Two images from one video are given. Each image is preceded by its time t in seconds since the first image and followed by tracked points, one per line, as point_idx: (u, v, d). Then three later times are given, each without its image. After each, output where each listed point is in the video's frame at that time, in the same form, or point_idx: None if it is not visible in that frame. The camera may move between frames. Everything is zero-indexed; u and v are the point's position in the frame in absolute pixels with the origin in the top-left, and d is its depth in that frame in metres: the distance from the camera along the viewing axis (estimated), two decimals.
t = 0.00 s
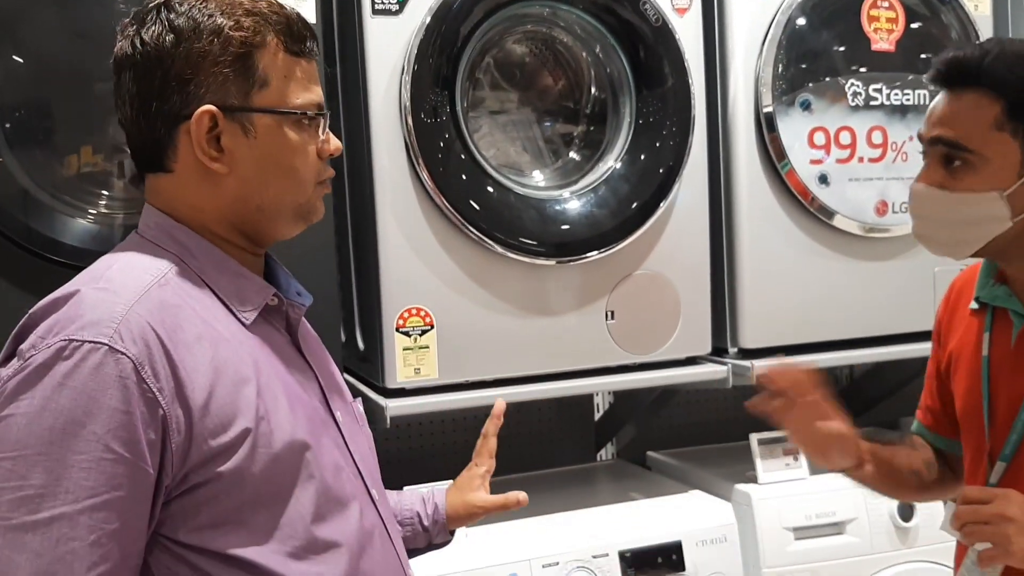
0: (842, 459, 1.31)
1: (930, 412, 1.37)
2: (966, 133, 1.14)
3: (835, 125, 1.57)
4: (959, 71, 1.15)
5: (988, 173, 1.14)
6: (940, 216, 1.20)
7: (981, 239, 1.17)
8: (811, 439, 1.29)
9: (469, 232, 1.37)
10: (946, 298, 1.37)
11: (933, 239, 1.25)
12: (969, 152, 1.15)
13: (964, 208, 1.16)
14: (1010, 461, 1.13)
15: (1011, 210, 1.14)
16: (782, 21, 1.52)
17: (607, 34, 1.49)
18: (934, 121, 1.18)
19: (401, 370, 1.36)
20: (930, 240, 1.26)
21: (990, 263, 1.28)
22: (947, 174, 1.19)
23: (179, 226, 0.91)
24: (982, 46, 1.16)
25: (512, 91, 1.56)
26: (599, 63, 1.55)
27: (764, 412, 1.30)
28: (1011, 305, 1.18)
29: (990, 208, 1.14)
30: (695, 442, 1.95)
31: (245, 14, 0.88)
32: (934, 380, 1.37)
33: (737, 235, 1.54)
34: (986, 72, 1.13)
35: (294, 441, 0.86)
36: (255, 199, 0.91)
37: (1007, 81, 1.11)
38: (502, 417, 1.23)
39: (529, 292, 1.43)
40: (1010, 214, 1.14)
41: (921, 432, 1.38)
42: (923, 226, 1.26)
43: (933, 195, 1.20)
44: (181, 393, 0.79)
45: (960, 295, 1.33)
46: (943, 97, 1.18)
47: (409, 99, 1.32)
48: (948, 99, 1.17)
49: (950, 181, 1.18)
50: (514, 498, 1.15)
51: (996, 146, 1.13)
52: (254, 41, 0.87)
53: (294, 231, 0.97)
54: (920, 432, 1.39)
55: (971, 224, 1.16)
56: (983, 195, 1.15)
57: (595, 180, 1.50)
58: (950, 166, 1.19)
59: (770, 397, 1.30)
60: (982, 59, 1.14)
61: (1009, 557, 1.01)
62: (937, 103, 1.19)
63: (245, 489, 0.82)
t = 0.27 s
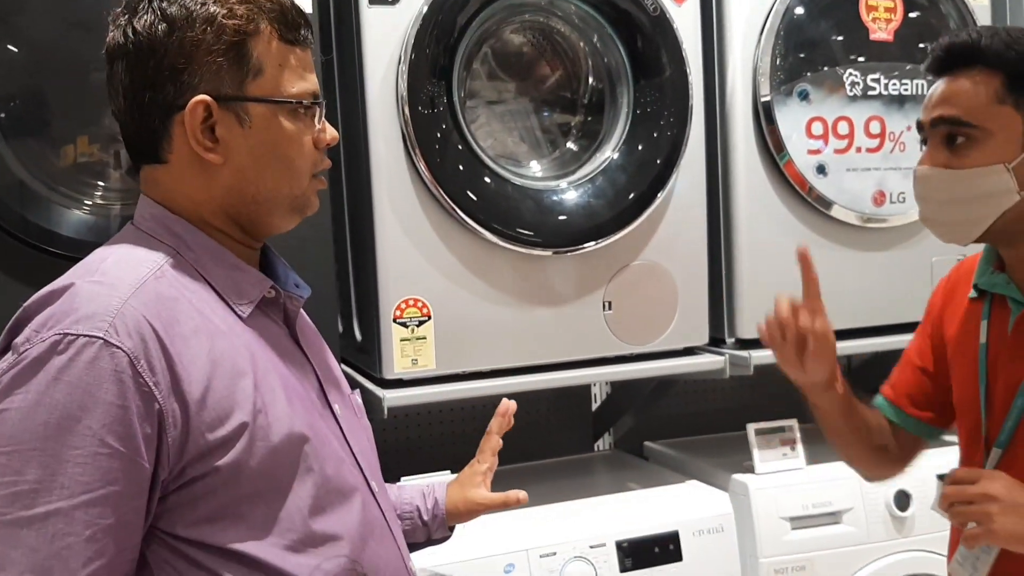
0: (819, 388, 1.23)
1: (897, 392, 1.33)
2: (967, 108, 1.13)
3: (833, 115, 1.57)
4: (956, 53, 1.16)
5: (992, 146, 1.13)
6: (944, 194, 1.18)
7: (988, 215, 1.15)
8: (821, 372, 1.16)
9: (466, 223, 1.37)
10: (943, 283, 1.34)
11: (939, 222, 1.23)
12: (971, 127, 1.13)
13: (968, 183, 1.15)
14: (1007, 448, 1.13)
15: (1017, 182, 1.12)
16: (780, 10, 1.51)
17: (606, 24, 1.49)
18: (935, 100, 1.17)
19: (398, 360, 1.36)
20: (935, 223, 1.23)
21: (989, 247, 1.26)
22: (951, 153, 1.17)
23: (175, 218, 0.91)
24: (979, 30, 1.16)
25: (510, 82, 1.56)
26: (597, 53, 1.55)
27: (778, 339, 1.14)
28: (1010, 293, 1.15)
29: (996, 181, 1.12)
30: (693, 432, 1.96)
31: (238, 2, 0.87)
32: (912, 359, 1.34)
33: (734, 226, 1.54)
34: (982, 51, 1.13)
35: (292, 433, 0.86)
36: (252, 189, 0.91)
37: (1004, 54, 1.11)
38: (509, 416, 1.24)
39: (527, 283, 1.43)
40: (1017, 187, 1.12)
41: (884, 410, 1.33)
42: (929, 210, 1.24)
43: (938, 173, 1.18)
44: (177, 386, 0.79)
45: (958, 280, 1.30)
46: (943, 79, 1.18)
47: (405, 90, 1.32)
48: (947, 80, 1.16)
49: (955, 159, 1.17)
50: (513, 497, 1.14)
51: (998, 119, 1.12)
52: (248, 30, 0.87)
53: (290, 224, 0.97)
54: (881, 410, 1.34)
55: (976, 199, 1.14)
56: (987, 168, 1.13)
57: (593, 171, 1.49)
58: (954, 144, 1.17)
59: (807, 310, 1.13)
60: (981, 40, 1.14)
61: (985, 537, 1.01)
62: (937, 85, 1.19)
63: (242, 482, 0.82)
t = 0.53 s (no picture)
0: (756, 291, 1.27)
1: (851, 339, 1.37)
2: (975, 85, 1.14)
3: (824, 104, 1.57)
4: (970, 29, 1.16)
5: (994, 124, 1.14)
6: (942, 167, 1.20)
7: (981, 191, 1.16)
8: (753, 277, 1.25)
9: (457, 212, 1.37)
10: (922, 260, 1.36)
11: (930, 194, 1.24)
12: (976, 103, 1.15)
13: (967, 157, 1.16)
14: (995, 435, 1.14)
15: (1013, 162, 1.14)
16: None
17: (597, 13, 1.49)
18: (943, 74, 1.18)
19: (389, 349, 1.37)
20: (925, 189, 1.24)
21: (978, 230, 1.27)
22: (952, 127, 1.19)
23: (165, 207, 0.90)
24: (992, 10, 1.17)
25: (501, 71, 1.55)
26: (588, 42, 1.54)
27: (727, 228, 1.20)
28: (999, 279, 1.16)
29: (996, 158, 1.14)
30: (684, 420, 1.97)
31: None
32: (876, 319, 1.37)
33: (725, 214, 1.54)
34: (997, 28, 1.14)
35: (282, 422, 0.86)
36: (242, 178, 0.91)
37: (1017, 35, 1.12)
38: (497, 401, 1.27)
39: (518, 272, 1.43)
40: (1012, 166, 1.14)
41: (832, 351, 1.38)
42: (920, 182, 1.25)
43: (938, 146, 1.20)
44: (167, 376, 0.79)
45: (939, 259, 1.31)
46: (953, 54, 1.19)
47: (396, 78, 1.32)
48: (957, 56, 1.17)
49: (955, 133, 1.18)
50: (505, 473, 1.14)
51: (1003, 98, 1.13)
52: (235, 17, 0.86)
53: (282, 211, 0.97)
54: (827, 350, 1.38)
55: (972, 174, 1.16)
56: (987, 144, 1.15)
57: (584, 160, 1.49)
58: (955, 119, 1.19)
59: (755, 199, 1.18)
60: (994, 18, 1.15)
61: (981, 524, 1.03)
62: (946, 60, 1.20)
63: (233, 472, 0.83)
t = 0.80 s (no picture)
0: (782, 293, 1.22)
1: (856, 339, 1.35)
2: (981, 85, 1.08)
3: (825, 97, 1.57)
4: (977, 22, 1.09)
5: (1001, 125, 1.09)
6: (949, 169, 1.14)
7: (989, 194, 1.12)
8: (774, 279, 1.20)
9: (460, 204, 1.36)
10: (925, 254, 1.33)
11: (937, 194, 1.19)
12: (984, 104, 1.09)
13: (974, 159, 1.11)
14: (999, 429, 1.13)
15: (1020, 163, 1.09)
16: None
17: (598, 6, 1.49)
18: (949, 72, 1.11)
19: (391, 342, 1.37)
20: (931, 194, 1.20)
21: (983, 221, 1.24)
22: (958, 127, 1.13)
23: (170, 199, 0.90)
24: None
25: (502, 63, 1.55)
26: (589, 34, 1.54)
27: (752, 240, 1.16)
28: (1003, 274, 1.14)
29: (999, 161, 1.09)
30: (685, 413, 1.97)
31: None
32: (882, 316, 1.34)
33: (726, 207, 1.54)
34: (1006, 23, 1.06)
35: (287, 415, 0.87)
36: (245, 171, 0.91)
37: None
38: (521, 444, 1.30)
39: (519, 265, 1.43)
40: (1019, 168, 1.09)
41: (839, 353, 1.35)
42: (928, 181, 1.20)
43: (944, 148, 1.15)
44: (173, 368, 0.80)
45: (944, 253, 1.29)
46: (958, 49, 1.12)
47: (397, 71, 1.31)
48: (961, 52, 1.10)
49: (960, 134, 1.13)
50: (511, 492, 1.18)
51: (1012, 98, 1.07)
52: (236, 10, 0.86)
53: (286, 202, 0.97)
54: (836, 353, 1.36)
55: (980, 176, 1.11)
56: (994, 146, 1.10)
57: (585, 152, 1.49)
58: (960, 119, 1.13)
59: (776, 209, 1.13)
60: (1002, 12, 1.07)
61: (996, 511, 1.01)
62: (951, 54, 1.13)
63: (238, 464, 0.83)
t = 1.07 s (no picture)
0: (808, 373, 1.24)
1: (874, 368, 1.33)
2: (952, 78, 1.08)
3: (809, 84, 1.57)
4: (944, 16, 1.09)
5: (973, 116, 1.08)
6: (924, 163, 1.14)
7: (965, 186, 1.11)
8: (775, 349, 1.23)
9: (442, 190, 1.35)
10: (907, 256, 1.33)
11: (914, 189, 1.18)
12: (954, 97, 1.09)
13: (947, 152, 1.11)
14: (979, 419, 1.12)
15: (995, 153, 1.08)
16: None
17: None
18: (918, 66, 1.11)
19: (373, 329, 1.36)
20: (910, 189, 1.19)
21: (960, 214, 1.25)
22: (931, 121, 1.13)
23: (147, 183, 0.89)
24: None
25: (485, 48, 1.53)
26: (572, 20, 1.53)
27: (760, 338, 1.22)
28: (980, 264, 1.15)
29: (979, 153, 1.08)
30: (669, 400, 1.98)
31: None
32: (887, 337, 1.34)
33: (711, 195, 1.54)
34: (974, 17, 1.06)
35: (266, 401, 0.86)
36: (224, 154, 0.89)
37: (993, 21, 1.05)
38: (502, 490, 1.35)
39: (502, 251, 1.43)
40: (995, 158, 1.08)
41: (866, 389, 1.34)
42: (904, 177, 1.19)
43: (918, 142, 1.14)
44: (150, 352, 0.78)
45: (925, 251, 1.30)
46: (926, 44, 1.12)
47: (378, 55, 1.30)
48: (930, 47, 1.10)
49: (934, 128, 1.13)
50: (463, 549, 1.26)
51: (983, 89, 1.07)
52: None
53: (267, 185, 0.96)
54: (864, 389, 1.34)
55: (954, 169, 1.11)
56: (967, 138, 1.09)
57: (568, 139, 1.48)
58: (933, 112, 1.13)
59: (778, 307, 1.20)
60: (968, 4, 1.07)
61: (989, 506, 1.01)
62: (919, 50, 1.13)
63: (217, 449, 0.82)
